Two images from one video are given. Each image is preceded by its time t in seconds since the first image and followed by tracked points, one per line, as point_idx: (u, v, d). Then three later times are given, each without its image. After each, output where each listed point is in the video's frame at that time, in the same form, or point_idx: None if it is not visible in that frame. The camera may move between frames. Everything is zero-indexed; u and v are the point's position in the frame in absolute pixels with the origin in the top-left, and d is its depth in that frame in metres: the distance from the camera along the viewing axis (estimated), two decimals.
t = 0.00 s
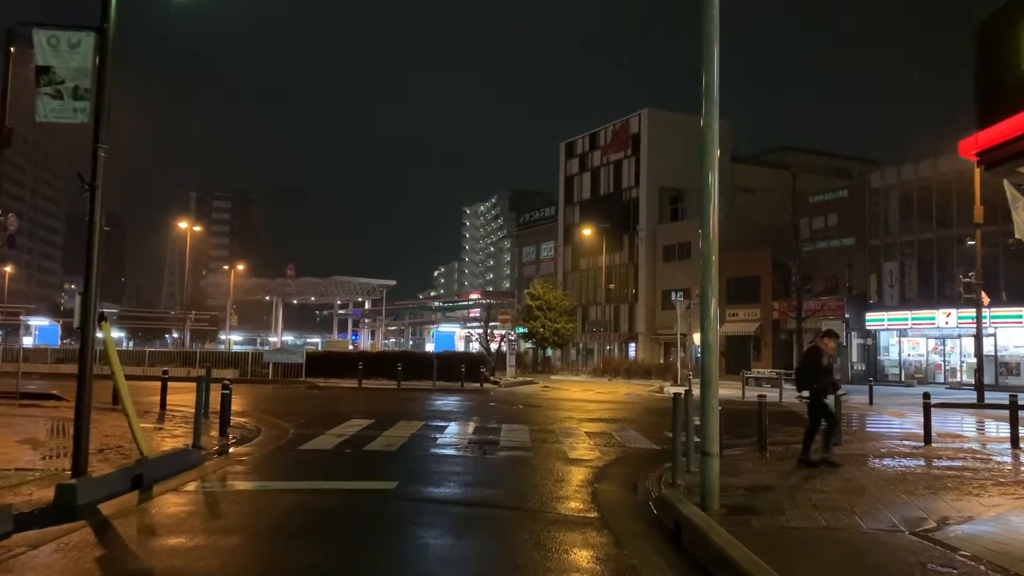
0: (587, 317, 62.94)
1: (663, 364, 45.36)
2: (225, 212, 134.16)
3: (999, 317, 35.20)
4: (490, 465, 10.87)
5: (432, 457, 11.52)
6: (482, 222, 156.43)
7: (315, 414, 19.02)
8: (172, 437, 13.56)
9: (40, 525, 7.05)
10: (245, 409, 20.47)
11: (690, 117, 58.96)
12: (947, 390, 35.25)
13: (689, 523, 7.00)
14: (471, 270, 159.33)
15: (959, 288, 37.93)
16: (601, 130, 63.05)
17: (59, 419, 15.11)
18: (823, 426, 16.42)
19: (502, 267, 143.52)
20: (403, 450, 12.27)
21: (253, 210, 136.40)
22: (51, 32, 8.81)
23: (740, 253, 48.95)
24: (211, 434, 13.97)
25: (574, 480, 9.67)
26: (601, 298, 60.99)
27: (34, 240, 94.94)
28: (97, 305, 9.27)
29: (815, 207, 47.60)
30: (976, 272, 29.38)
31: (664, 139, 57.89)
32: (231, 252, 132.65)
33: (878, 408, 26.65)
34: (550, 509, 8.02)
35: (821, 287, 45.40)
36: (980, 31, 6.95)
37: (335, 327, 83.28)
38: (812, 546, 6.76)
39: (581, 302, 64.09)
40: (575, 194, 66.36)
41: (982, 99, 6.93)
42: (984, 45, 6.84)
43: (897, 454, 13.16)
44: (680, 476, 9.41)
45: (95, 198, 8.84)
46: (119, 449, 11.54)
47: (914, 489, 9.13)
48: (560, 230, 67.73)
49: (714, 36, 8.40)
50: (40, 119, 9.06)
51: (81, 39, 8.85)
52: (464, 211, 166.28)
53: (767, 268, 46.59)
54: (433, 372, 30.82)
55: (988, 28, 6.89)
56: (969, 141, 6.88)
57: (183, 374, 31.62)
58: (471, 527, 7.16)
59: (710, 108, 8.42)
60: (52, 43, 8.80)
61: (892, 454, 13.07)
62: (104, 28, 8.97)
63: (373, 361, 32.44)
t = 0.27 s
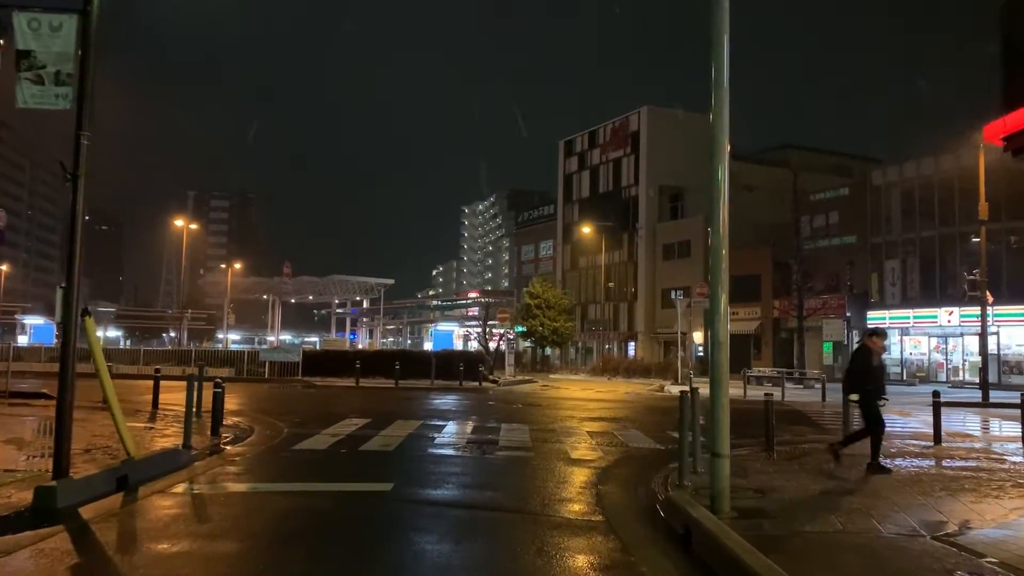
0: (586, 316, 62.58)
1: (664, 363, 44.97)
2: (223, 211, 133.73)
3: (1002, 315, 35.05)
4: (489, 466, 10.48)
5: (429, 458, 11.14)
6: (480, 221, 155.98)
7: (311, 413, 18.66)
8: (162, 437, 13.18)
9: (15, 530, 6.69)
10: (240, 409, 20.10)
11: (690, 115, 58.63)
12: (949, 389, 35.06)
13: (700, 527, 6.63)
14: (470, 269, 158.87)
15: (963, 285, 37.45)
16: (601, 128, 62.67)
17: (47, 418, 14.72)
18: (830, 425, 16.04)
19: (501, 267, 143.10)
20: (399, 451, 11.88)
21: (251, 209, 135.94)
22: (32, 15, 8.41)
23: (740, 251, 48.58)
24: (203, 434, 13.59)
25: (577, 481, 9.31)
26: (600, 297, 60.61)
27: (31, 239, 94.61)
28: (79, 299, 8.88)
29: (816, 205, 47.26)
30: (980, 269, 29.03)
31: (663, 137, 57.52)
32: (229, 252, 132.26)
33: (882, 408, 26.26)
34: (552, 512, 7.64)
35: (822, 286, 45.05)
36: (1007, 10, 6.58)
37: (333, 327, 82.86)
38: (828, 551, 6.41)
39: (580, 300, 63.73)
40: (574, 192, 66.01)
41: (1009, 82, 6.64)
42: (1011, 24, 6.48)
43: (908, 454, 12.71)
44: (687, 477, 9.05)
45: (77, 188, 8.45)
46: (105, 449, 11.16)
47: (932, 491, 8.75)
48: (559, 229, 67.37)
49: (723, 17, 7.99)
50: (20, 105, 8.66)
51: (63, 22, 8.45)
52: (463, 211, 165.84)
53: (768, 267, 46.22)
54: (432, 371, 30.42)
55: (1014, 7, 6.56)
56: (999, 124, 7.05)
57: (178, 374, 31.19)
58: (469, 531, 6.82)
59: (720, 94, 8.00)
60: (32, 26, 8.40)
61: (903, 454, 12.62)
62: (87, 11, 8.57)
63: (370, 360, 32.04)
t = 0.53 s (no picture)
0: (585, 316, 62.22)
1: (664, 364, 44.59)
2: (221, 210, 133.28)
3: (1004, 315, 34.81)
4: (487, 474, 10.09)
5: (425, 465, 10.75)
6: (479, 221, 155.53)
7: (305, 416, 18.26)
8: (150, 442, 12.75)
9: None
10: (233, 411, 19.70)
11: (689, 113, 58.40)
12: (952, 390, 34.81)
13: (712, 545, 6.26)
14: (469, 268, 158.42)
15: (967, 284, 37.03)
16: (600, 127, 62.28)
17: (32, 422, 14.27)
18: (835, 429, 15.72)
19: (499, 266, 142.77)
20: (395, 457, 11.49)
21: (249, 208, 135.50)
22: (9, 3, 8.00)
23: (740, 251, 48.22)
24: (191, 439, 13.19)
25: (578, 491, 8.96)
26: (599, 297, 60.27)
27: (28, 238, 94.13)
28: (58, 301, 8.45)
29: (817, 204, 46.91)
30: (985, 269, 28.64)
31: (663, 135, 57.19)
32: (227, 251, 131.80)
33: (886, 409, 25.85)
34: (554, 527, 7.27)
35: (823, 286, 44.73)
36: None
37: (331, 326, 82.47)
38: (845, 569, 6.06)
39: (579, 300, 63.36)
40: (573, 191, 65.66)
41: None
42: None
43: (918, 460, 12.19)
44: (694, 486, 8.69)
45: (57, 184, 8.07)
46: (87, 456, 10.73)
47: (951, 502, 8.36)
48: (558, 228, 66.99)
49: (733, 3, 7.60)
50: None
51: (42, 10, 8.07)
52: (462, 210, 165.47)
53: (768, 266, 45.89)
54: (429, 372, 30.09)
55: None
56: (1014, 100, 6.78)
57: (173, 375, 30.82)
58: (467, 547, 6.45)
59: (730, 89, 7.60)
60: (9, 15, 8.01)
61: (913, 460, 12.10)
62: None
63: (367, 360, 31.68)
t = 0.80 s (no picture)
0: (583, 315, 61.88)
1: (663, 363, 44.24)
2: (218, 210, 132.88)
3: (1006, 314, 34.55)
4: (482, 474, 9.75)
5: (418, 466, 10.42)
6: (477, 220, 155.23)
7: (297, 415, 17.89)
8: (136, 442, 12.36)
9: None
10: (224, 410, 19.33)
11: (688, 110, 58.09)
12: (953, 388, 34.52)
13: (720, 551, 5.91)
14: (467, 268, 158.08)
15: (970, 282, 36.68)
16: (598, 125, 61.92)
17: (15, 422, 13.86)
18: (840, 428, 15.41)
19: (497, 265, 142.46)
20: (388, 458, 11.14)
21: (247, 208, 135.12)
22: None
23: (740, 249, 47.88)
24: (177, 438, 12.82)
25: (577, 492, 8.64)
26: (598, 296, 59.91)
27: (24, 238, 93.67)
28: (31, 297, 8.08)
29: (817, 202, 46.61)
30: (988, 267, 28.33)
31: (662, 133, 56.88)
32: (224, 251, 131.43)
33: (888, 409, 25.51)
34: (552, 531, 6.92)
35: (824, 284, 44.39)
36: None
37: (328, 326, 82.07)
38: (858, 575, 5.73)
39: (578, 299, 63.00)
40: (571, 189, 65.31)
41: None
42: None
43: (925, 460, 11.76)
44: (697, 488, 8.37)
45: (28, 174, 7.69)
46: (68, 457, 10.36)
47: (967, 503, 8.00)
48: (557, 226, 66.64)
49: None
50: None
51: None
52: (460, 209, 165.13)
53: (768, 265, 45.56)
54: (426, 371, 29.74)
55: None
56: None
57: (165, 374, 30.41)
58: (460, 553, 6.11)
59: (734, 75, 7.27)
60: None
61: (920, 460, 11.66)
62: None
63: (363, 359, 31.32)
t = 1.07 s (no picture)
0: (581, 315, 61.53)
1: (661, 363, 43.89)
2: (216, 209, 132.33)
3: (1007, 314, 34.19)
4: (477, 483, 9.37)
5: (411, 474, 10.04)
6: (475, 220, 154.83)
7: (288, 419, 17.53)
8: (119, 446, 11.97)
9: None
10: (217, 414, 18.96)
11: (687, 109, 57.76)
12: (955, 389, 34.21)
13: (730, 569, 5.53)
14: (465, 268, 157.69)
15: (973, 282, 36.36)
16: (596, 124, 61.56)
17: None
18: (845, 432, 15.06)
19: (495, 265, 142.10)
20: (379, 465, 10.76)
21: (244, 208, 134.64)
22: None
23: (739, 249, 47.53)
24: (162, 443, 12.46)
25: (575, 502, 8.27)
26: (596, 296, 59.56)
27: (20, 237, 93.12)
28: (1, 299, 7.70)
29: (817, 201, 46.24)
30: (992, 267, 27.99)
31: (661, 132, 56.57)
32: (221, 251, 130.96)
33: (890, 410, 25.18)
34: (550, 546, 6.53)
35: (824, 284, 44.03)
36: None
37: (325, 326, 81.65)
38: None
39: (576, 299, 62.66)
40: (569, 188, 64.95)
41: None
42: None
43: (935, 467, 11.35)
44: (701, 498, 8.01)
45: None
46: (46, 464, 9.98)
47: (987, 516, 7.63)
48: (555, 226, 66.29)
49: None
50: None
51: None
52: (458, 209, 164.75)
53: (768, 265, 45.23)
54: (422, 372, 29.37)
55: None
56: None
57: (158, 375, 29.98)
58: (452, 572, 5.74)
59: (742, 64, 6.91)
60: None
61: (930, 468, 11.26)
62: None
63: (359, 360, 30.94)
